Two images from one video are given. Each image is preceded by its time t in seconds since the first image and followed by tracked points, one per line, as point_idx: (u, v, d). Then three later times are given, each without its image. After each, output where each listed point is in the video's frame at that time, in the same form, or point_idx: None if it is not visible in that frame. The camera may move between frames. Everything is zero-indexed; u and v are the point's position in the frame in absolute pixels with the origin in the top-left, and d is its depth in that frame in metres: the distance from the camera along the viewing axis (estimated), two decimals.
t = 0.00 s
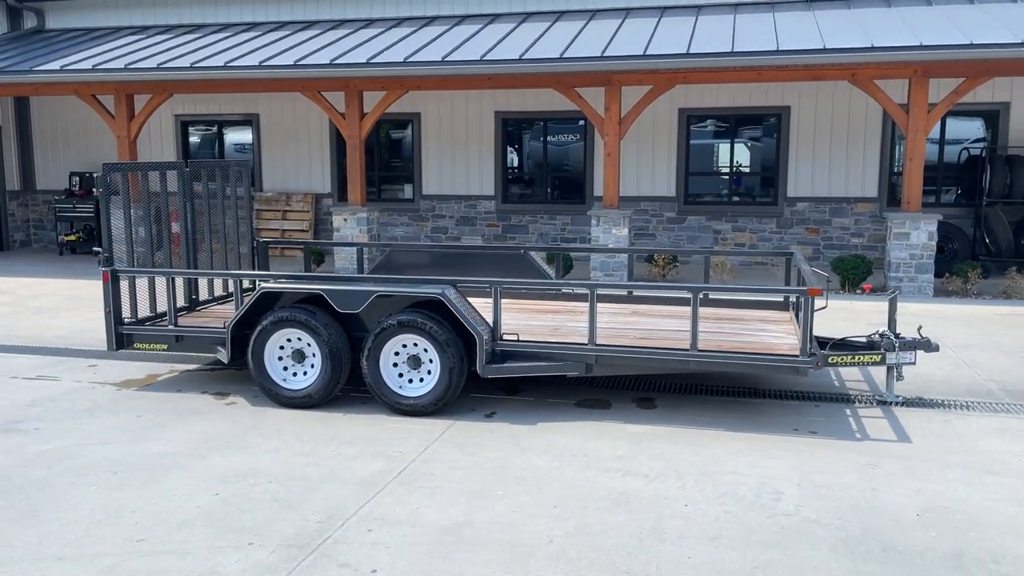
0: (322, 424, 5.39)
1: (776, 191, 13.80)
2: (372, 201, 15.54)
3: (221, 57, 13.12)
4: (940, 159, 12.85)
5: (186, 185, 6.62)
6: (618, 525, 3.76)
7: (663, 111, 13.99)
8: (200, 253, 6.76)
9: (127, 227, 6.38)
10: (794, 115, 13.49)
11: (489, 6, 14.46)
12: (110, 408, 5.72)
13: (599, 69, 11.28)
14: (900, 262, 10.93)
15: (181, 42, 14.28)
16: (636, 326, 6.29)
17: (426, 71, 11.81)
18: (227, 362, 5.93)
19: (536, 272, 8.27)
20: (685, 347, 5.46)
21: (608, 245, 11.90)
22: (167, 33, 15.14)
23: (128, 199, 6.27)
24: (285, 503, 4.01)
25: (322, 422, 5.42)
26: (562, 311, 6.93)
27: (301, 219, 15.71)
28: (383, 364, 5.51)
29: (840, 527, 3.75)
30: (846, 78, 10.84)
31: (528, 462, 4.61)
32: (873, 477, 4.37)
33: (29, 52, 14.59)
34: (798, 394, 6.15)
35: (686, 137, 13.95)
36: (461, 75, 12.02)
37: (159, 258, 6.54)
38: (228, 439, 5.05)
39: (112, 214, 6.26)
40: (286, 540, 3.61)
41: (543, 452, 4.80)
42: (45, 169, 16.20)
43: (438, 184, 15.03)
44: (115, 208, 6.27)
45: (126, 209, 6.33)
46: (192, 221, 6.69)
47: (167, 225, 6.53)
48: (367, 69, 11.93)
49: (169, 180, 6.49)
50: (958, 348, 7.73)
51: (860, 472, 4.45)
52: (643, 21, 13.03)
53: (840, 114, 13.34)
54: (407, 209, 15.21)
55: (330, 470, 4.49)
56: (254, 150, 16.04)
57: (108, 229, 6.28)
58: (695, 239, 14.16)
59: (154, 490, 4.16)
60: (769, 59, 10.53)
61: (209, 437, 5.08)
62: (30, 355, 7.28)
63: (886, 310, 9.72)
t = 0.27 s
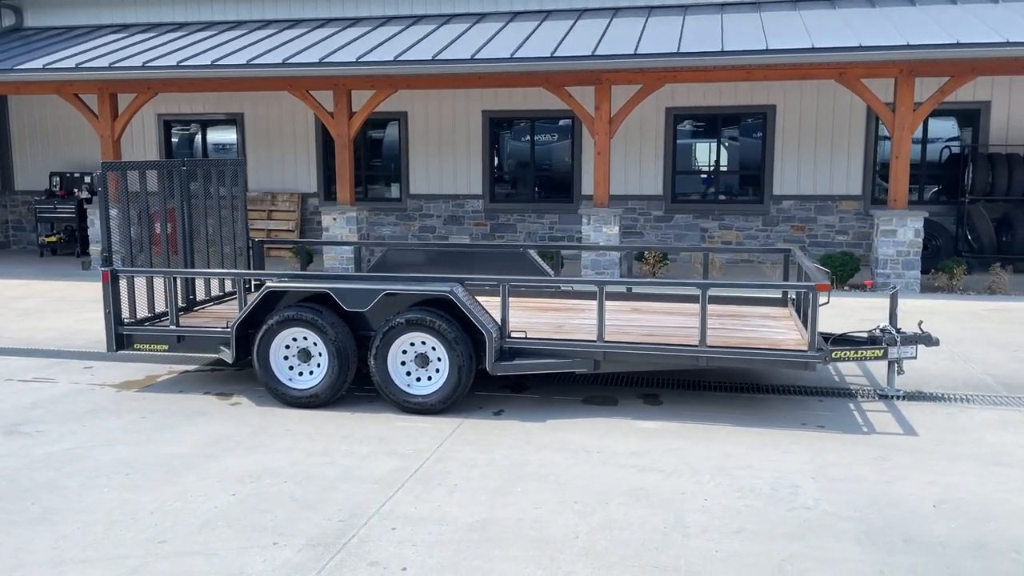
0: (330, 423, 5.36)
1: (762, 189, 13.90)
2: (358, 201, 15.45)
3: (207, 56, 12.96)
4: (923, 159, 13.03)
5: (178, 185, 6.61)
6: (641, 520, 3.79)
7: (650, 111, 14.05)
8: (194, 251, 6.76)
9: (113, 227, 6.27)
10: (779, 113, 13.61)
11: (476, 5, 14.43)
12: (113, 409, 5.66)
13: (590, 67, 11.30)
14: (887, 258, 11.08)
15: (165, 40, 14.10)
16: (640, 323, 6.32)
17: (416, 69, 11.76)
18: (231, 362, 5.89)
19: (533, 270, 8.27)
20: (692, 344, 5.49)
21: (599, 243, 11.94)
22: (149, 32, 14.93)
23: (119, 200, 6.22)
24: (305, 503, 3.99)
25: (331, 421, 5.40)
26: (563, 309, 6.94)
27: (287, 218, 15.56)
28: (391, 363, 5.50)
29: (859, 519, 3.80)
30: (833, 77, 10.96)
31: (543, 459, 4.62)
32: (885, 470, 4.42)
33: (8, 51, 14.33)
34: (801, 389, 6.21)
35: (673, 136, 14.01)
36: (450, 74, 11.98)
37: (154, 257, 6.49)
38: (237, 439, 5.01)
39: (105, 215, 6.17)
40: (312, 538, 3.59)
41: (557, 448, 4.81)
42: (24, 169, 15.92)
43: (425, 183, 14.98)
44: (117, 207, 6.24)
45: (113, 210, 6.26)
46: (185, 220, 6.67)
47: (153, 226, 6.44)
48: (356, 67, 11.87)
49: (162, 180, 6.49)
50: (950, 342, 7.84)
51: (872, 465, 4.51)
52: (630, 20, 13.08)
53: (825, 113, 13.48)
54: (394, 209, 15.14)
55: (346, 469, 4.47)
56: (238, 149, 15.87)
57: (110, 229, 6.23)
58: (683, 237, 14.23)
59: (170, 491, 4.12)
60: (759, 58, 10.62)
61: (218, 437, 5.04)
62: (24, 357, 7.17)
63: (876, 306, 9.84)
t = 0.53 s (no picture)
0: (338, 424, 5.28)
1: (750, 187, 13.94)
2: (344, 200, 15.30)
3: (191, 53, 12.73)
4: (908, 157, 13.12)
5: (173, 184, 6.60)
6: (667, 518, 3.75)
7: (638, 110, 14.05)
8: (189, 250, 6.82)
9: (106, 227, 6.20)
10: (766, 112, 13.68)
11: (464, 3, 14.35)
12: (113, 412, 5.53)
13: (581, 66, 11.28)
14: (876, 255, 11.24)
15: (146, 37, 13.84)
16: (645, 320, 6.30)
17: (406, 67, 11.66)
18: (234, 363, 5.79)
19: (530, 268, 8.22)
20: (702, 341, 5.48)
21: (590, 241, 11.94)
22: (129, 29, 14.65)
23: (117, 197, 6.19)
24: (323, 506, 3.92)
25: (339, 422, 5.32)
26: (564, 307, 6.90)
27: (271, 218, 15.33)
28: (399, 362, 5.43)
29: (884, 513, 3.80)
30: (823, 75, 11.02)
31: (559, 458, 4.57)
32: (902, 464, 4.43)
33: None
34: (805, 385, 6.22)
35: (661, 135, 14.01)
36: (440, 72, 11.90)
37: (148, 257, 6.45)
38: (245, 442, 4.91)
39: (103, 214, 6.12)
40: (336, 541, 3.52)
41: (572, 447, 4.77)
42: None
43: (412, 182, 14.87)
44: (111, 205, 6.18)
45: (103, 210, 6.17)
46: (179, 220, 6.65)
47: (133, 225, 6.32)
48: (345, 65, 11.73)
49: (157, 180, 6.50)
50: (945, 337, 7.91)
51: (889, 460, 4.51)
52: (619, 18, 13.09)
53: (811, 111, 13.56)
54: (381, 208, 15.01)
55: (360, 471, 4.40)
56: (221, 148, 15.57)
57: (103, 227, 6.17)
58: (671, 235, 14.24)
59: (183, 496, 4.02)
60: (750, 56, 10.65)
61: (225, 440, 4.94)
62: (13, 360, 6.99)
63: (867, 303, 9.91)
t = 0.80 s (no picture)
0: (341, 426, 5.27)
1: (731, 186, 14.03)
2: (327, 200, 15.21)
3: (173, 52, 12.58)
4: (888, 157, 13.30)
5: (167, 185, 6.53)
6: (680, 516, 3.80)
7: (621, 110, 14.08)
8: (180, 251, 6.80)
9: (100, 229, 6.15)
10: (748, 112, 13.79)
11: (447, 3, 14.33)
12: (111, 416, 5.47)
13: (568, 67, 11.32)
14: (859, 254, 11.43)
15: (126, 36, 13.66)
16: (642, 320, 6.35)
17: (393, 67, 11.63)
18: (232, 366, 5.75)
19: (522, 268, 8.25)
20: (702, 340, 5.54)
21: (577, 241, 11.99)
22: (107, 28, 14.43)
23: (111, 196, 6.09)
24: (337, 509, 3.91)
25: (341, 424, 5.30)
26: (560, 307, 6.94)
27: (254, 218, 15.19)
28: (401, 364, 5.43)
29: (892, 508, 3.87)
30: (806, 76, 11.16)
31: (566, 458, 4.61)
32: (903, 460, 4.52)
33: None
34: (800, 383, 6.31)
35: (644, 135, 14.06)
36: (427, 72, 11.86)
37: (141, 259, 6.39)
38: (249, 445, 4.89)
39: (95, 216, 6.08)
40: (354, 544, 3.52)
41: (578, 447, 4.80)
42: None
43: (397, 182, 14.81)
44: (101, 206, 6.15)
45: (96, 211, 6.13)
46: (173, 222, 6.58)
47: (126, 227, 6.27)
48: (331, 65, 11.66)
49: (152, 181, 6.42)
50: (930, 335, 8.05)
51: (890, 456, 4.60)
52: (604, 19, 13.16)
53: (793, 112, 13.70)
54: (365, 209, 14.94)
55: (370, 473, 4.40)
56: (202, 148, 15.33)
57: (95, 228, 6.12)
58: (654, 235, 14.28)
59: (194, 501, 4.00)
60: (735, 57, 10.75)
61: (229, 443, 4.92)
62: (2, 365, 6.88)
63: (852, 301, 10.04)
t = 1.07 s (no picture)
0: (347, 423, 5.31)
1: (714, 185, 14.09)
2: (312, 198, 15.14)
3: (158, 50, 12.46)
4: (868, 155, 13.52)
5: (162, 183, 6.56)
6: (691, 506, 3.88)
7: (606, 110, 14.05)
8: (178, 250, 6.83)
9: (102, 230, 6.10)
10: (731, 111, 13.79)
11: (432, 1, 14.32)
12: (114, 415, 5.46)
13: (556, 65, 11.39)
14: (842, 250, 11.64)
15: (108, 34, 13.51)
16: (639, 315, 6.43)
17: (382, 66, 11.62)
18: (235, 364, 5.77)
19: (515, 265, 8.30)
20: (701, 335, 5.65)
21: (566, 239, 12.07)
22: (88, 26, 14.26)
23: (112, 194, 6.10)
24: (353, 503, 3.96)
25: (347, 420, 5.34)
26: (557, 303, 7.01)
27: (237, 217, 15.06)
28: (405, 360, 5.48)
29: (895, 495, 3.99)
30: (790, 75, 11.33)
31: (573, 451, 4.68)
32: (901, 449, 4.64)
33: None
34: (794, 376, 6.44)
35: (629, 134, 14.08)
36: (415, 71, 11.86)
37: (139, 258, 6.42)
38: (257, 442, 4.91)
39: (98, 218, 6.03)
40: (374, 537, 3.57)
41: (584, 440, 4.87)
42: None
43: (383, 180, 14.77)
44: (103, 206, 6.10)
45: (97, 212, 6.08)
46: (168, 220, 6.64)
47: (125, 226, 6.27)
48: (318, 63, 11.62)
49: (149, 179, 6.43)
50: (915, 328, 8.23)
51: (888, 445, 4.72)
52: (589, 18, 13.25)
53: (776, 111, 13.79)
54: (351, 207, 14.91)
55: (381, 467, 4.44)
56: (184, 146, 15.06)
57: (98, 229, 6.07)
58: (640, 232, 14.31)
59: (209, 497, 4.02)
60: (721, 56, 10.88)
61: (237, 440, 4.93)
62: None
63: (838, 296, 10.20)
